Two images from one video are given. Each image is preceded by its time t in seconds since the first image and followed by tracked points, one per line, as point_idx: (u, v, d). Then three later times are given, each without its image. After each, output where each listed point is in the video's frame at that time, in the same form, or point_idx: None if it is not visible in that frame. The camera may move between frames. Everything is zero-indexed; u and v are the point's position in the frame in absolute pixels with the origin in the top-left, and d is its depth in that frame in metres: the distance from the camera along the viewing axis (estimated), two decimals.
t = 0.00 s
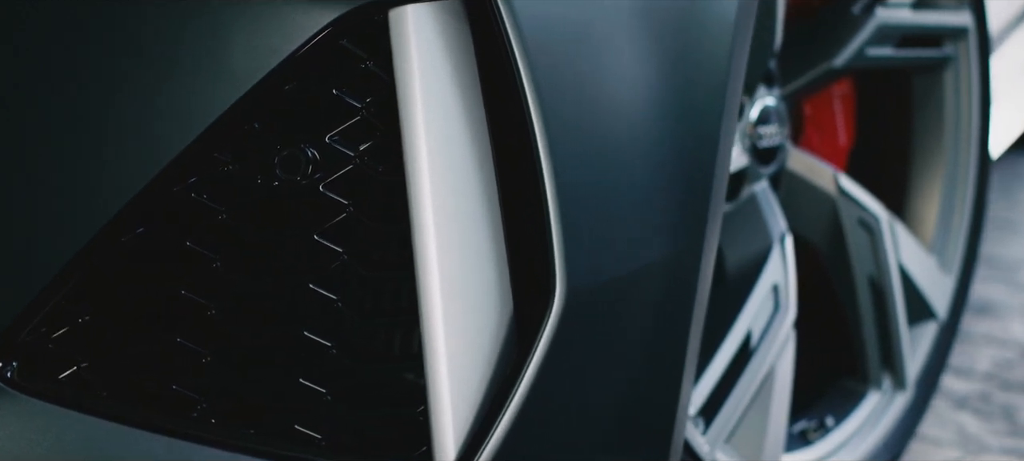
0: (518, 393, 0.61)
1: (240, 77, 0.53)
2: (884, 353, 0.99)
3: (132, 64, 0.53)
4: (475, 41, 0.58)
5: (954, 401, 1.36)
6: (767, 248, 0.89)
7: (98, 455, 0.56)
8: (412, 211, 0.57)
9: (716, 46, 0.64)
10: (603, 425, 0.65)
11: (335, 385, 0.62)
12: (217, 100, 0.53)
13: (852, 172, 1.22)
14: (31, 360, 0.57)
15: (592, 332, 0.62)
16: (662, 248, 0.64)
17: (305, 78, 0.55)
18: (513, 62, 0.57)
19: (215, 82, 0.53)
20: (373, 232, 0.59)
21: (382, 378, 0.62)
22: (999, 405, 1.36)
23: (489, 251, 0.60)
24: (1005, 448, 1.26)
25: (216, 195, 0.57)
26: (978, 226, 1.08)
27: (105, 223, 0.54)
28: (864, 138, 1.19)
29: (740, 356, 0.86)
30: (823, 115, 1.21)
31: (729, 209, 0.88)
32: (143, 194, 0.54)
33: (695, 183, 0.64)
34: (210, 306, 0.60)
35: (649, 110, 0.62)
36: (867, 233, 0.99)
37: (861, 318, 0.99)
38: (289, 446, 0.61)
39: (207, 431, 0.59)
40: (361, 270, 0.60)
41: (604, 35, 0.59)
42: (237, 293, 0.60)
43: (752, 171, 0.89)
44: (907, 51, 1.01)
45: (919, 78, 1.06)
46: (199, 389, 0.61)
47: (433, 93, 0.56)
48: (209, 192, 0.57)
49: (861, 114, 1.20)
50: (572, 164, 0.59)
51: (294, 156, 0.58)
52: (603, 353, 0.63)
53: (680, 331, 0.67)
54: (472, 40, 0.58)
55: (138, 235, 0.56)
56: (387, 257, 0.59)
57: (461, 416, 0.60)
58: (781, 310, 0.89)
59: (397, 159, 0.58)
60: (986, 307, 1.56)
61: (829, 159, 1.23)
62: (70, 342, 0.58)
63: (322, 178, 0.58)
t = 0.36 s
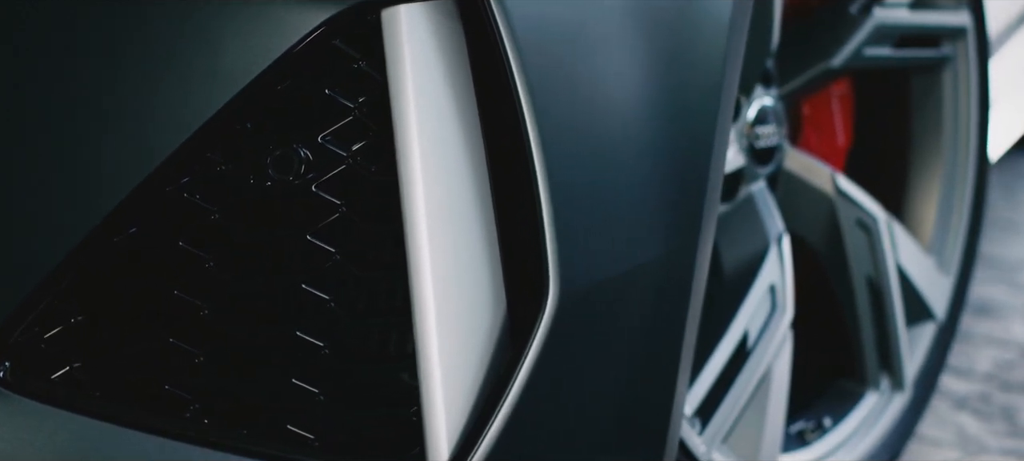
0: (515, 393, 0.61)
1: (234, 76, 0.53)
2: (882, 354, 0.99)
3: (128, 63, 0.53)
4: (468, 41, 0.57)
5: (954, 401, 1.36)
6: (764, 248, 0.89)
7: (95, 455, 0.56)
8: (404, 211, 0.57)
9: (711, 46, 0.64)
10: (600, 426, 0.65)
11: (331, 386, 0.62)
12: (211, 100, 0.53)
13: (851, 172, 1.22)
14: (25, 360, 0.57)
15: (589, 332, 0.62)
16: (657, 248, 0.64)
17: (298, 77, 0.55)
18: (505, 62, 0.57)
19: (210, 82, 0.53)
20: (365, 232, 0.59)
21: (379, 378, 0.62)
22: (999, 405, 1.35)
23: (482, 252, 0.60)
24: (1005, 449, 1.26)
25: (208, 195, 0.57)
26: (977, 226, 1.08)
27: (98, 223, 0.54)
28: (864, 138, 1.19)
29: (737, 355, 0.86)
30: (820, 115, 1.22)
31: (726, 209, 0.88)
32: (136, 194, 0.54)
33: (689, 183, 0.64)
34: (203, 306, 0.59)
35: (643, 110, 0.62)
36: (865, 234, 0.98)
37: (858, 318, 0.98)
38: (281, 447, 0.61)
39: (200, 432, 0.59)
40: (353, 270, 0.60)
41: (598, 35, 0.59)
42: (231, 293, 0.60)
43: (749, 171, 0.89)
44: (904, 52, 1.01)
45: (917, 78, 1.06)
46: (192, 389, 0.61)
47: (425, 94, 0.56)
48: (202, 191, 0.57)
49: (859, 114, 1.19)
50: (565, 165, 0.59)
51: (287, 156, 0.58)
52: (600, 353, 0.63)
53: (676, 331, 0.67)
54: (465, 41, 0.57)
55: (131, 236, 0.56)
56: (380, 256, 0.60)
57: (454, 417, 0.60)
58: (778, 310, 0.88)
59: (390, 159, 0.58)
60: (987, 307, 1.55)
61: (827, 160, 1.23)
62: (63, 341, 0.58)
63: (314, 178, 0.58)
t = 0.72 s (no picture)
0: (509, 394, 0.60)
1: (225, 77, 0.53)
2: (878, 355, 0.99)
3: (121, 62, 0.53)
4: (459, 41, 0.57)
5: (952, 402, 1.36)
6: (759, 249, 0.89)
7: (90, 455, 0.56)
8: (395, 211, 0.57)
9: (704, 46, 0.64)
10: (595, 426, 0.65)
11: (324, 386, 0.62)
12: (202, 100, 0.53)
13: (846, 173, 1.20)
14: (16, 361, 0.56)
15: (583, 333, 0.62)
16: (650, 249, 0.63)
17: (289, 78, 0.55)
18: (496, 63, 0.57)
19: (202, 82, 0.53)
20: (356, 234, 0.59)
21: (373, 378, 0.62)
22: (997, 406, 1.36)
23: (473, 252, 0.60)
24: (1002, 450, 1.27)
25: (198, 196, 0.57)
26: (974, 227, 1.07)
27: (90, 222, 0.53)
28: (863, 137, 1.18)
29: (733, 355, 0.86)
30: (816, 115, 1.18)
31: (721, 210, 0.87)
32: (126, 193, 0.54)
33: (684, 182, 0.64)
34: (194, 308, 0.59)
35: (637, 110, 0.61)
36: (861, 234, 0.98)
37: (855, 322, 0.98)
38: (271, 448, 0.60)
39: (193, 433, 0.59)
40: (345, 271, 0.60)
41: (590, 34, 0.59)
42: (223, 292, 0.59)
43: (744, 172, 0.89)
44: (901, 52, 1.01)
45: (914, 78, 1.05)
46: (183, 390, 0.60)
47: (416, 94, 0.56)
48: (192, 192, 0.57)
49: (856, 113, 1.18)
50: (557, 164, 0.59)
51: (277, 156, 0.57)
52: (595, 353, 0.63)
53: (671, 331, 0.66)
54: (456, 40, 0.57)
55: (122, 236, 0.56)
56: (371, 257, 0.59)
57: (446, 417, 0.60)
58: (772, 311, 0.89)
59: (381, 159, 0.58)
60: (987, 307, 1.53)
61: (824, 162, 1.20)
62: (54, 341, 0.57)
63: (304, 179, 0.58)
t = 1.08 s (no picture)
0: (501, 395, 0.61)
1: (215, 78, 0.53)
2: (874, 358, 0.98)
3: (112, 62, 0.52)
4: (450, 42, 0.57)
5: (951, 403, 1.35)
6: (754, 250, 0.89)
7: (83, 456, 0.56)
8: (386, 213, 0.57)
9: (697, 48, 0.64)
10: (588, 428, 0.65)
11: (316, 387, 0.62)
12: (193, 101, 0.53)
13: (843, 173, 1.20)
14: (8, 362, 0.57)
15: (577, 333, 0.62)
16: (643, 250, 0.63)
17: (280, 80, 0.55)
18: (486, 64, 0.57)
19: (193, 83, 0.53)
20: (347, 235, 0.59)
21: (365, 379, 0.61)
22: (995, 408, 1.36)
23: (464, 254, 0.60)
24: (1000, 452, 1.28)
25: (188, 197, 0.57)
26: (971, 228, 1.07)
27: (80, 225, 0.54)
28: (858, 138, 1.17)
29: (727, 358, 0.86)
30: (812, 116, 1.22)
31: (715, 212, 0.87)
32: (116, 195, 0.54)
33: (677, 183, 0.64)
34: (184, 310, 0.59)
35: (628, 112, 0.61)
36: (857, 236, 0.97)
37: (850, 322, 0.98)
38: (262, 450, 0.61)
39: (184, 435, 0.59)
40: (336, 272, 0.59)
41: (582, 34, 0.59)
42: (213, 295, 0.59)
43: (740, 174, 0.88)
44: (896, 54, 1.00)
45: (911, 79, 1.05)
46: (172, 392, 0.60)
47: (407, 95, 0.56)
48: (182, 194, 0.57)
49: (852, 114, 1.18)
50: (548, 166, 0.59)
51: (267, 159, 0.57)
52: (589, 354, 0.63)
53: (663, 332, 0.66)
54: (447, 42, 0.57)
55: (112, 237, 0.56)
56: (363, 258, 0.59)
57: (437, 418, 0.60)
58: (768, 313, 0.88)
59: (372, 160, 0.58)
60: (986, 309, 1.53)
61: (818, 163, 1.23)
62: (44, 342, 0.57)
63: (295, 181, 0.58)
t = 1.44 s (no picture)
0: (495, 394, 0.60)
1: (206, 78, 0.53)
2: (871, 361, 0.98)
3: (103, 62, 0.52)
4: (440, 42, 0.57)
5: (948, 404, 1.35)
6: (750, 251, 0.88)
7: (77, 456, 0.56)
8: (375, 214, 0.57)
9: (688, 48, 0.64)
10: (583, 428, 0.65)
11: (309, 387, 0.62)
12: (184, 102, 0.53)
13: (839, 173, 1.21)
14: None
15: (571, 334, 0.62)
16: (635, 250, 0.63)
17: (270, 81, 0.56)
18: (476, 64, 0.57)
19: (183, 83, 0.53)
20: (338, 237, 0.59)
21: (357, 379, 0.61)
22: (993, 408, 1.36)
23: (454, 253, 0.60)
24: (998, 453, 1.29)
25: (177, 198, 0.57)
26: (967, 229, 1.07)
27: (70, 225, 0.53)
28: (853, 140, 1.18)
29: (722, 359, 0.86)
30: (808, 116, 1.22)
31: (711, 212, 0.86)
32: (105, 195, 0.53)
33: (670, 183, 0.64)
34: (174, 310, 0.59)
35: (618, 112, 0.61)
36: (853, 237, 0.97)
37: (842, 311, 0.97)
38: (252, 451, 0.61)
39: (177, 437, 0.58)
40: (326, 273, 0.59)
41: (573, 34, 0.59)
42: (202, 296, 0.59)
43: (734, 175, 0.88)
44: (891, 55, 1.00)
45: (907, 80, 1.05)
46: (163, 393, 0.60)
47: (396, 95, 0.56)
48: (172, 196, 0.57)
49: (848, 115, 1.18)
50: (539, 166, 0.58)
51: (256, 159, 0.57)
52: (583, 355, 0.63)
53: (657, 332, 0.66)
54: (437, 42, 0.57)
55: (102, 238, 0.56)
56: (353, 258, 0.59)
57: (427, 419, 0.60)
58: (762, 315, 0.88)
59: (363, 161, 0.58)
60: (987, 310, 1.52)
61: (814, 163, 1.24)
62: (34, 343, 0.57)
63: (285, 182, 0.58)
